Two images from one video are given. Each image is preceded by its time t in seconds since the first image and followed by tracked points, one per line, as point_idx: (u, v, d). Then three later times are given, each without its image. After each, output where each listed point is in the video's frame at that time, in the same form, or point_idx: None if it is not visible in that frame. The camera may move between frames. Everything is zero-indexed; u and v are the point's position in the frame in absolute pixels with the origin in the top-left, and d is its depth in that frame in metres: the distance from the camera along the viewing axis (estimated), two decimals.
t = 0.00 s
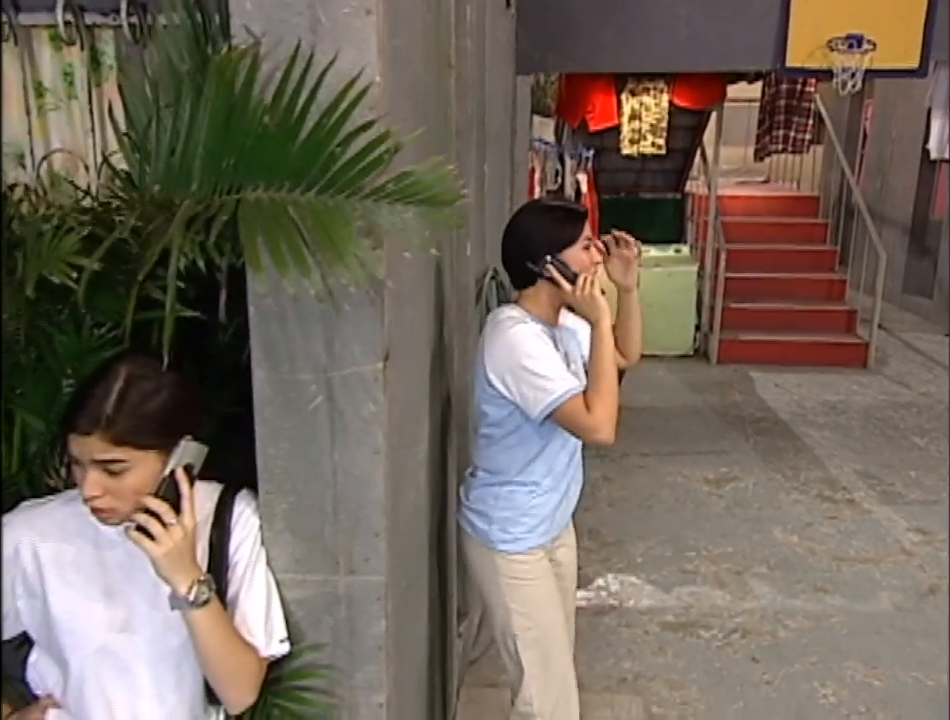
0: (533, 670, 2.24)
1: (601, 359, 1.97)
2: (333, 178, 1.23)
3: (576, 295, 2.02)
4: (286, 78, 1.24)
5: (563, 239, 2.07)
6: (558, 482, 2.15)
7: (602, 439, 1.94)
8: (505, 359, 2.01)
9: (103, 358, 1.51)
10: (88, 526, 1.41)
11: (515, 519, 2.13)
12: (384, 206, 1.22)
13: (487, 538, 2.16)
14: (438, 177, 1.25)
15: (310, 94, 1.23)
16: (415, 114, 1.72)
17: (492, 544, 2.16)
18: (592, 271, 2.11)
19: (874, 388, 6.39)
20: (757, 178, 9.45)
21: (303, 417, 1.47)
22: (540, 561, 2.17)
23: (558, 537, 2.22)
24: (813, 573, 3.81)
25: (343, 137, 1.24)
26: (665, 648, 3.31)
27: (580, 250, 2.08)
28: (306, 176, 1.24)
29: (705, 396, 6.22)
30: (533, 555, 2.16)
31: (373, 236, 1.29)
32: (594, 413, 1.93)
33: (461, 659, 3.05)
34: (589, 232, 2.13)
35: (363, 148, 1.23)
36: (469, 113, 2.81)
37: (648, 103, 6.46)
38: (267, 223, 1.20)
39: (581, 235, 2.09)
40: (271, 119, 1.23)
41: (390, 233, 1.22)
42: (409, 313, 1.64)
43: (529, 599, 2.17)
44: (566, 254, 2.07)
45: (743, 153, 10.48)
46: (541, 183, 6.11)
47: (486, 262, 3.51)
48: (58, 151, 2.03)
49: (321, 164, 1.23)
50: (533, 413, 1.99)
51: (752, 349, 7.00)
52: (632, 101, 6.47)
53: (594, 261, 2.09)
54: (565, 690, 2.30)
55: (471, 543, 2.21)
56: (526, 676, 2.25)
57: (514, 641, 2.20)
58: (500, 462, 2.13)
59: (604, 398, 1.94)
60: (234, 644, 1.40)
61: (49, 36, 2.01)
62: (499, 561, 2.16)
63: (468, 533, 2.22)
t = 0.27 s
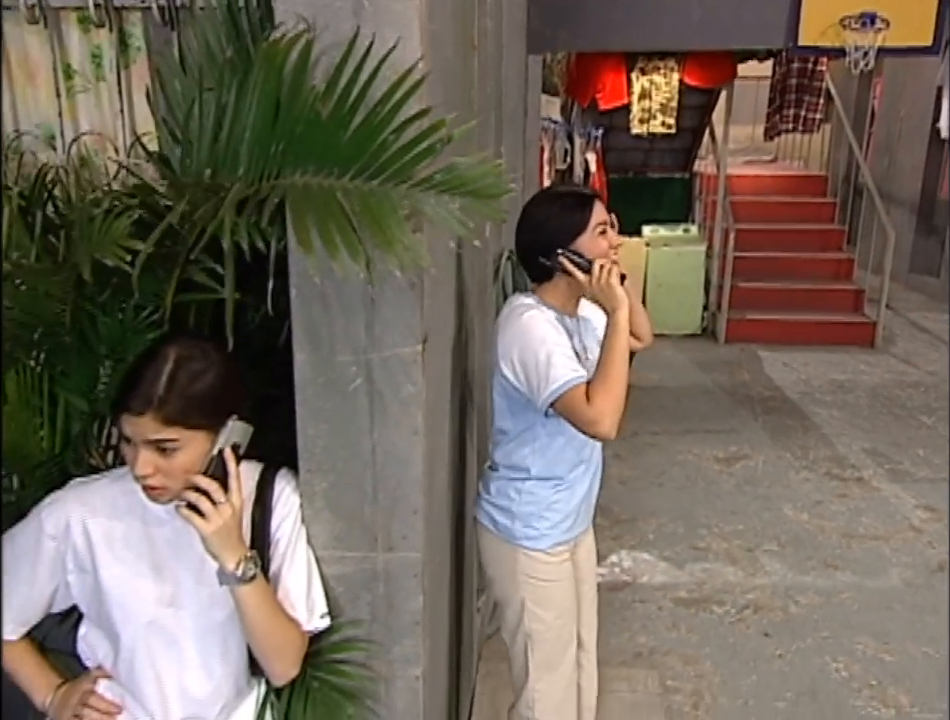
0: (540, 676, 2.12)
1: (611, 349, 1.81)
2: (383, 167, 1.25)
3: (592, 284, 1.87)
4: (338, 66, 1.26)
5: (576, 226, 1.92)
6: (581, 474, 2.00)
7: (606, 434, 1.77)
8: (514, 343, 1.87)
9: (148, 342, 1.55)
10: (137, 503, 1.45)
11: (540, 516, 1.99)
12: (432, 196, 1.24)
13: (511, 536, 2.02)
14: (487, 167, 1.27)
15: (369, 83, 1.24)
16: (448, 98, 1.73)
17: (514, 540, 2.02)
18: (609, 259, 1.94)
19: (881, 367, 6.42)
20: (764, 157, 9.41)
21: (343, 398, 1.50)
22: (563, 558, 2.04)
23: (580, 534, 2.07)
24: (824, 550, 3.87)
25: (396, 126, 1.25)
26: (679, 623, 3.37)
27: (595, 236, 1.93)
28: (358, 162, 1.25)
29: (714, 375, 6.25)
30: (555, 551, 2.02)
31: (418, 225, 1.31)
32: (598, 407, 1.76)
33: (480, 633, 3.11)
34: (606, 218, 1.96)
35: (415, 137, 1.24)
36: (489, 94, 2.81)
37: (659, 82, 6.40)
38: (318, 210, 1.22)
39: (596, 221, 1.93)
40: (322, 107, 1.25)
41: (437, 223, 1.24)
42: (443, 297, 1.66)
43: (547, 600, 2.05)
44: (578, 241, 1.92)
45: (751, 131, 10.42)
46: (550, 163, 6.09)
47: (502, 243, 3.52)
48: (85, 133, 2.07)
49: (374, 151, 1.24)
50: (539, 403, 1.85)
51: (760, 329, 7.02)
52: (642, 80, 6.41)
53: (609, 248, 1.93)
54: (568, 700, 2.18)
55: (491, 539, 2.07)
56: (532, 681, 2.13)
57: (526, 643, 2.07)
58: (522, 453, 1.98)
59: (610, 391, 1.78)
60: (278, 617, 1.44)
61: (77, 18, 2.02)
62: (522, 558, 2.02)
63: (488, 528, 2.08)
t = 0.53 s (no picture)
0: (549, 656, 2.14)
1: (623, 348, 1.78)
2: (419, 156, 1.26)
3: (608, 283, 1.87)
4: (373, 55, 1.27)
5: (595, 216, 1.94)
6: (592, 463, 2.03)
7: (608, 432, 1.75)
8: (532, 334, 1.87)
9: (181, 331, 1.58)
10: (174, 488, 1.49)
11: (552, 505, 2.02)
12: (467, 183, 1.26)
13: (522, 524, 2.04)
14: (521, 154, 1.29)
15: (403, 73, 1.25)
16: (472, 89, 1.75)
17: (526, 528, 2.04)
18: (626, 254, 1.96)
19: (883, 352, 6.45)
20: (766, 143, 9.40)
21: (373, 385, 1.53)
22: (573, 546, 2.07)
23: (590, 521, 2.11)
24: (829, 533, 3.92)
25: (431, 115, 1.27)
26: (686, 605, 3.42)
27: (614, 227, 1.95)
28: (393, 152, 1.27)
29: (717, 360, 6.29)
30: (566, 539, 2.05)
31: (450, 212, 1.34)
32: (604, 403, 1.74)
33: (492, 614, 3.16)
34: (625, 212, 1.98)
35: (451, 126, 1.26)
36: (503, 81, 2.82)
37: (663, 67, 6.42)
38: (355, 198, 1.24)
39: (614, 212, 1.96)
40: (358, 96, 1.27)
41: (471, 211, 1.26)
42: (468, 286, 1.69)
43: (557, 584, 2.07)
44: (596, 232, 1.94)
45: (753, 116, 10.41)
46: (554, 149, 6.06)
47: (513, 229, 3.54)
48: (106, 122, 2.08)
49: (409, 141, 1.26)
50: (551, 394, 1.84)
51: (762, 314, 7.05)
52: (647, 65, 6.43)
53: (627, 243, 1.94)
54: (576, 680, 2.21)
55: (503, 525, 2.09)
56: (540, 661, 2.16)
57: (536, 626, 2.10)
58: (535, 443, 2.01)
59: (617, 388, 1.75)
60: (312, 601, 1.47)
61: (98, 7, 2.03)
62: (533, 545, 2.04)
63: (500, 515, 2.10)
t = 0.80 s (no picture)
0: (570, 643, 2.16)
1: (631, 357, 1.83)
2: (435, 160, 1.29)
3: (619, 288, 1.91)
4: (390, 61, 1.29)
5: (606, 219, 1.99)
6: (597, 452, 2.08)
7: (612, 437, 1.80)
8: (540, 335, 1.89)
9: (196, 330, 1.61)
10: (190, 483, 1.51)
11: (559, 496, 2.06)
12: (483, 187, 1.28)
13: (530, 515, 2.08)
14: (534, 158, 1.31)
15: (420, 78, 1.28)
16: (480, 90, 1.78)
17: (536, 519, 2.08)
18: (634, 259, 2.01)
19: (871, 344, 6.53)
20: (755, 137, 9.47)
21: (386, 382, 1.56)
22: (581, 534, 2.11)
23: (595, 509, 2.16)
24: (821, 522, 3.99)
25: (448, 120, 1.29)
26: (682, 595, 3.48)
27: (621, 232, 2.01)
28: (409, 155, 1.29)
29: (708, 352, 6.35)
30: (575, 526, 2.09)
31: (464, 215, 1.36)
32: (611, 409, 1.78)
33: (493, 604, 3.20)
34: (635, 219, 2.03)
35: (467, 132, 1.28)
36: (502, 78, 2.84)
37: (655, 63, 6.44)
38: (372, 202, 1.27)
39: (624, 217, 2.01)
40: (375, 101, 1.29)
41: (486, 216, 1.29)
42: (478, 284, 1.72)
43: (570, 570, 2.11)
44: (607, 236, 1.99)
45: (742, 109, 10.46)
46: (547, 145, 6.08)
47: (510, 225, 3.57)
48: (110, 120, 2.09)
49: (426, 145, 1.28)
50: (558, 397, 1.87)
51: (752, 306, 7.12)
52: (638, 61, 6.45)
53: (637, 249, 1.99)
54: (596, 666, 2.22)
55: (512, 518, 2.12)
56: (561, 650, 2.17)
57: (553, 612, 2.13)
58: (541, 435, 2.04)
59: (624, 395, 1.79)
60: (329, 593, 1.50)
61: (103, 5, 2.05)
62: (543, 535, 2.08)
63: (507, 507, 2.13)
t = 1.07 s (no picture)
0: (564, 650, 2.20)
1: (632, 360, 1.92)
2: (437, 163, 1.31)
3: (607, 289, 1.97)
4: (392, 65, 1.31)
5: (595, 227, 1.98)
6: (601, 455, 2.11)
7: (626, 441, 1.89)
8: (536, 350, 1.93)
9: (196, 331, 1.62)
10: (192, 483, 1.53)
11: (568, 502, 2.08)
12: (485, 188, 1.31)
13: (539, 523, 2.11)
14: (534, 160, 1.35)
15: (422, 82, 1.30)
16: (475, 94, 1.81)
17: (544, 526, 2.11)
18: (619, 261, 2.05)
19: (847, 340, 6.65)
20: (732, 136, 9.58)
21: (385, 382, 1.58)
22: (589, 538, 2.14)
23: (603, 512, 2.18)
24: (801, 515, 4.07)
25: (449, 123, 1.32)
26: (667, 588, 3.54)
27: (609, 240, 2.00)
28: (412, 158, 1.32)
29: (689, 349, 6.43)
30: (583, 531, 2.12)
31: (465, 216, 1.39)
32: (624, 416, 1.87)
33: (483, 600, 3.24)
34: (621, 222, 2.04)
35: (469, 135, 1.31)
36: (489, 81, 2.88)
37: (635, 63, 6.51)
38: (376, 205, 1.29)
39: (613, 226, 2.01)
40: (377, 104, 1.31)
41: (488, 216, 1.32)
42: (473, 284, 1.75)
43: (573, 579, 2.14)
44: (596, 242, 1.99)
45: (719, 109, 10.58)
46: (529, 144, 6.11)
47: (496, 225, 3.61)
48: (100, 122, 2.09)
49: (428, 148, 1.31)
50: (560, 409, 1.93)
51: (731, 303, 7.22)
52: (618, 61, 6.51)
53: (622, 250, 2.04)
54: (588, 672, 2.26)
55: (519, 525, 2.16)
56: (555, 654, 2.21)
57: (551, 620, 2.16)
58: (546, 443, 2.08)
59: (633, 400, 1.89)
60: (328, 594, 1.51)
61: (93, 7, 2.03)
62: (550, 542, 2.11)
63: (516, 515, 2.17)
